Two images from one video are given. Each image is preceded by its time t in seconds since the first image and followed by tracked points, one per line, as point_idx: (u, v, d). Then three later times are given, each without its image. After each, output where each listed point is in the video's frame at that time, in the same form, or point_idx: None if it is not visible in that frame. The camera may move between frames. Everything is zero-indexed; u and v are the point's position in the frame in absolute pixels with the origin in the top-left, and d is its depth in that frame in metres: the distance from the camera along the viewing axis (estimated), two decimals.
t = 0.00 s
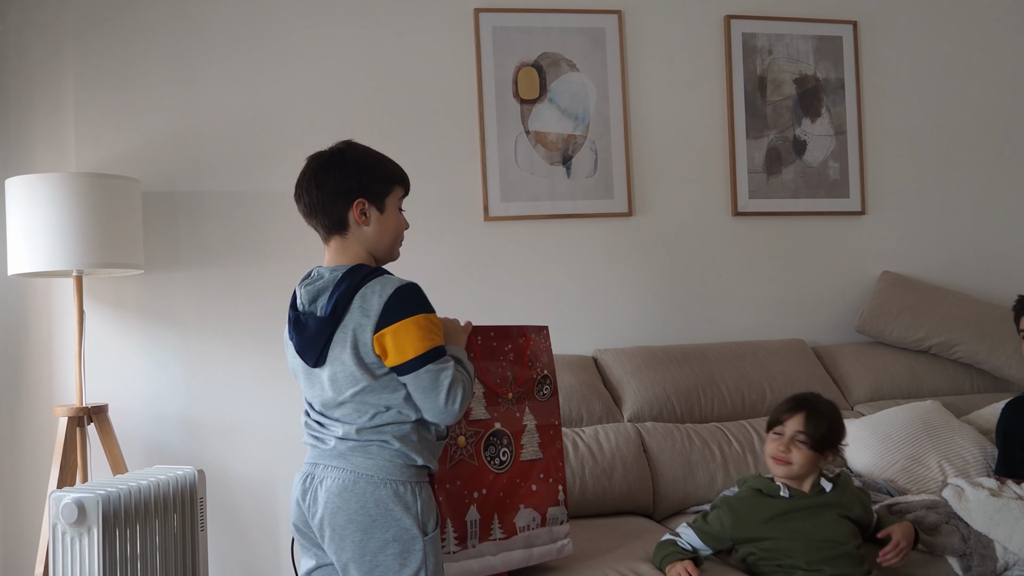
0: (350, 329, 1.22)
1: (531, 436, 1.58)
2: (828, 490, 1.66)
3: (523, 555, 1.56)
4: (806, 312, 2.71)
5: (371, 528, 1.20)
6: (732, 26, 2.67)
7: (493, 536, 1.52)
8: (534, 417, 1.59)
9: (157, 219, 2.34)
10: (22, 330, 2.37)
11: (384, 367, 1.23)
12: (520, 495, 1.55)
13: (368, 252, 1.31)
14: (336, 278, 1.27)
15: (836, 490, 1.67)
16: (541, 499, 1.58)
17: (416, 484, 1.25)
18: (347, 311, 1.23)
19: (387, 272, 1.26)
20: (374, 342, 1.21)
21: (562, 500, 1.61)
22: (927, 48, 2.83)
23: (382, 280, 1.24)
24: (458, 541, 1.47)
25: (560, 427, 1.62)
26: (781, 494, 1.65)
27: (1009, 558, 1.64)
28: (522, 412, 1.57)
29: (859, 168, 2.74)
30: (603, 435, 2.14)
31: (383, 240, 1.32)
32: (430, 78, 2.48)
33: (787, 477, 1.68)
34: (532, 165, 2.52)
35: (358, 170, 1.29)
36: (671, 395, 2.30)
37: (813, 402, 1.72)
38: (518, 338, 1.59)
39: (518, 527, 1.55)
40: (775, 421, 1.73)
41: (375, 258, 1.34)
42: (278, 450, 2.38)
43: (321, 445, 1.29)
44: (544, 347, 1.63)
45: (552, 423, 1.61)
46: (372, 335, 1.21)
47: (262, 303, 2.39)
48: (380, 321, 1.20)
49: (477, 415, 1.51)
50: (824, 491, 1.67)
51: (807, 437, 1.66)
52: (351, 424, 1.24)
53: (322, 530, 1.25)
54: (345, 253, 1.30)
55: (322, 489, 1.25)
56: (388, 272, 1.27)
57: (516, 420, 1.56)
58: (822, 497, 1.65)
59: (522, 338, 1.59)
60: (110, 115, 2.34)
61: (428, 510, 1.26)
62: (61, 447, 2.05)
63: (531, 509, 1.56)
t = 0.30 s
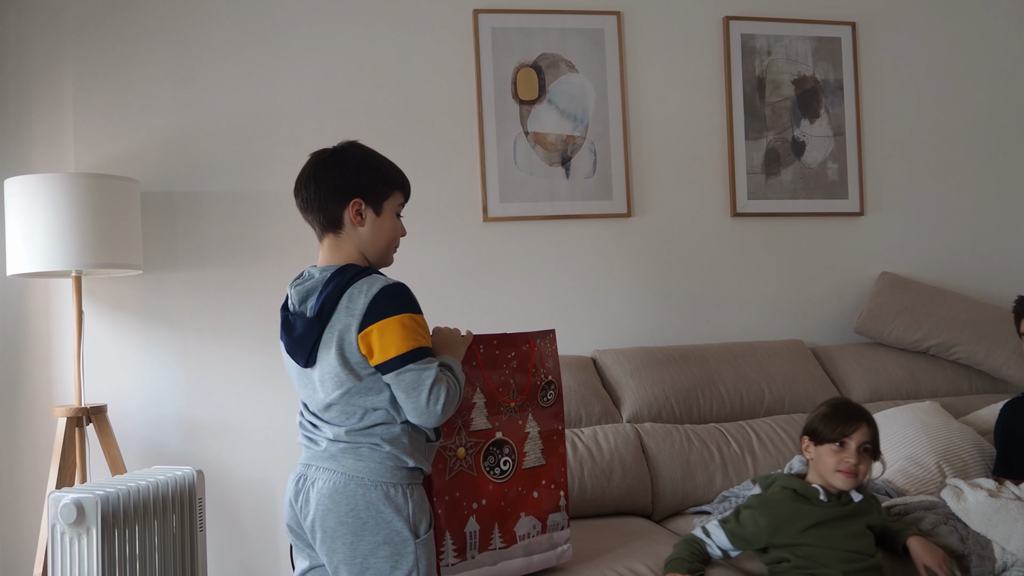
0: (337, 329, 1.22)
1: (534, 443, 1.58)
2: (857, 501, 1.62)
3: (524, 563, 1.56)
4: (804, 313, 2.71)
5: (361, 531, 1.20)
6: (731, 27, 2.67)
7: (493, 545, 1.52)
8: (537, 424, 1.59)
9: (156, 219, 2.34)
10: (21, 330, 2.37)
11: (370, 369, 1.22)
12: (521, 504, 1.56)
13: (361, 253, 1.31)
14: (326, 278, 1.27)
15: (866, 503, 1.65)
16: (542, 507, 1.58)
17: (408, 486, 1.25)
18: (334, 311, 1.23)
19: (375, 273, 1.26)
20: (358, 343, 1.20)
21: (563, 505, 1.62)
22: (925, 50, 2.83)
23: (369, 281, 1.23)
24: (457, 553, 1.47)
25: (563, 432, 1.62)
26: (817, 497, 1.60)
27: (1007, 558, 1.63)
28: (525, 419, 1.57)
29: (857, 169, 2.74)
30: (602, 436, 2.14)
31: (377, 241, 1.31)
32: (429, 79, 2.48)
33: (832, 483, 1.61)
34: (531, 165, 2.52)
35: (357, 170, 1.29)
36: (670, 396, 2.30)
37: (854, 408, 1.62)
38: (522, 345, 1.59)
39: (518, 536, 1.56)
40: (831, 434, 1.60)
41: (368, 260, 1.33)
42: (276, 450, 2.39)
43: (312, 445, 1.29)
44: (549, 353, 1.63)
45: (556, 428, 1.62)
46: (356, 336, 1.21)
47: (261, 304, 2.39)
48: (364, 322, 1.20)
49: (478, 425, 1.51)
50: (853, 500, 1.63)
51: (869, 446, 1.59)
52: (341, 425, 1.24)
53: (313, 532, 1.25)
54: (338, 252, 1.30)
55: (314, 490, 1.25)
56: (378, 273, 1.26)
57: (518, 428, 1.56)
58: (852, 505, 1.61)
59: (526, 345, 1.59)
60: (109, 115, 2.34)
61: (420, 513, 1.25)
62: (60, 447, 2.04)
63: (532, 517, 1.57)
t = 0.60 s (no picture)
0: (333, 331, 1.22)
1: (532, 445, 1.58)
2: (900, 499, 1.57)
3: (523, 565, 1.56)
4: (804, 314, 2.71)
5: (354, 533, 1.20)
6: (731, 28, 2.67)
7: (493, 548, 1.52)
8: (535, 425, 1.59)
9: (155, 220, 2.34)
10: (20, 331, 2.38)
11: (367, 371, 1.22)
12: (520, 505, 1.56)
13: (357, 254, 1.31)
14: (322, 278, 1.27)
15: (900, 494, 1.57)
16: (541, 508, 1.59)
17: (402, 489, 1.25)
18: (330, 312, 1.23)
19: (372, 274, 1.25)
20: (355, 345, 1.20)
21: (562, 506, 1.62)
22: (925, 51, 2.83)
23: (365, 282, 1.23)
24: (456, 556, 1.46)
25: (561, 432, 1.62)
26: (870, 488, 1.50)
27: (1005, 560, 1.63)
28: (523, 421, 1.57)
29: (856, 170, 2.74)
30: (601, 437, 2.14)
31: (374, 243, 1.31)
32: (429, 80, 2.48)
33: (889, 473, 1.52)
34: (531, 167, 2.52)
35: (356, 171, 1.29)
36: (669, 397, 2.30)
37: (899, 393, 1.52)
38: (518, 346, 1.58)
39: (518, 538, 1.56)
40: (894, 427, 1.49)
41: (365, 261, 1.33)
42: (274, 451, 2.39)
43: (308, 447, 1.29)
44: (546, 353, 1.63)
45: (554, 429, 1.62)
46: (352, 337, 1.21)
47: (260, 305, 2.39)
48: (361, 323, 1.20)
49: (476, 427, 1.51)
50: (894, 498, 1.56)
51: (925, 429, 1.51)
52: (336, 426, 1.24)
53: (308, 533, 1.25)
54: (335, 253, 1.31)
55: (308, 492, 1.25)
56: (374, 273, 1.26)
57: (516, 429, 1.56)
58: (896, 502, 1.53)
59: (522, 346, 1.59)
60: (109, 116, 2.35)
61: (415, 515, 1.25)
62: (59, 448, 2.05)
63: (531, 518, 1.57)
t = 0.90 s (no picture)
0: (328, 335, 1.22)
1: (530, 447, 1.58)
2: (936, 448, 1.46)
3: (522, 567, 1.56)
4: (803, 316, 2.71)
5: (352, 535, 1.20)
6: (731, 31, 2.67)
7: (491, 551, 1.52)
8: (533, 428, 1.59)
9: (155, 221, 2.34)
10: (20, 332, 2.38)
11: (362, 376, 1.22)
12: (519, 508, 1.56)
13: (356, 257, 1.31)
14: (320, 281, 1.27)
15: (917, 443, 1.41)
16: (540, 510, 1.59)
17: (400, 491, 1.24)
18: (326, 317, 1.23)
19: (369, 278, 1.25)
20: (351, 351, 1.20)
21: (561, 508, 1.62)
22: (924, 54, 2.83)
23: (362, 287, 1.23)
24: (455, 559, 1.46)
25: (558, 434, 1.62)
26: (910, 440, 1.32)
27: (1004, 565, 1.62)
28: (521, 423, 1.57)
29: (856, 172, 2.74)
30: (601, 439, 2.14)
31: (373, 245, 1.30)
32: (428, 82, 2.48)
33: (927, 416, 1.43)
34: (530, 169, 2.52)
35: (357, 173, 1.29)
36: (668, 399, 2.30)
37: (939, 330, 1.45)
38: (516, 348, 1.59)
39: (517, 540, 1.56)
40: (944, 362, 1.40)
41: (365, 264, 1.33)
42: (274, 453, 2.39)
43: (306, 449, 1.29)
44: (543, 355, 1.64)
45: (552, 431, 1.62)
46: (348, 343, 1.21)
47: (259, 307, 2.39)
48: (357, 329, 1.20)
49: (475, 430, 1.51)
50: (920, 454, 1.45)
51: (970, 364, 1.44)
52: (333, 430, 1.24)
53: (306, 535, 1.25)
54: (334, 255, 1.30)
55: (307, 494, 1.26)
56: (372, 278, 1.26)
57: (515, 432, 1.56)
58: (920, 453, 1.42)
59: (520, 348, 1.59)
60: (108, 117, 2.35)
61: (413, 518, 1.25)
62: (59, 449, 2.04)
63: (530, 521, 1.57)
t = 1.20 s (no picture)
0: (326, 340, 1.22)
1: (529, 449, 1.58)
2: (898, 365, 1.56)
3: (522, 569, 1.56)
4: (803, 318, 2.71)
5: (351, 537, 1.20)
6: (730, 33, 2.67)
7: (491, 553, 1.52)
8: (533, 430, 1.59)
9: (154, 223, 2.34)
10: (20, 334, 2.38)
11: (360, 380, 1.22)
12: (518, 510, 1.56)
13: (356, 260, 1.31)
14: (320, 285, 1.27)
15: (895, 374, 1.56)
16: (539, 512, 1.59)
17: (400, 493, 1.24)
18: (325, 321, 1.23)
19: (368, 282, 1.25)
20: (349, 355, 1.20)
21: (560, 510, 1.62)
22: (924, 56, 2.84)
23: (361, 292, 1.23)
24: (454, 561, 1.46)
25: (558, 436, 1.62)
26: (859, 356, 1.50)
27: (1005, 564, 1.63)
28: (520, 425, 1.57)
29: (855, 175, 2.75)
30: (600, 442, 2.14)
31: (373, 249, 1.30)
32: (427, 85, 2.48)
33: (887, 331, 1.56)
34: (529, 171, 2.52)
35: (357, 176, 1.29)
36: (668, 401, 2.30)
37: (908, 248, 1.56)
38: (516, 350, 1.58)
39: (516, 542, 1.56)
40: (915, 276, 1.53)
41: (365, 266, 1.33)
42: (273, 455, 2.38)
43: (306, 451, 1.30)
44: (542, 357, 1.63)
45: (551, 434, 1.62)
46: (347, 347, 1.20)
47: (259, 309, 2.39)
48: (355, 334, 1.19)
49: (474, 432, 1.51)
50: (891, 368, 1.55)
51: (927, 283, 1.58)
52: (332, 432, 1.24)
53: (306, 536, 1.26)
54: (334, 257, 1.30)
55: (307, 496, 1.26)
56: (370, 282, 1.26)
57: (514, 434, 1.56)
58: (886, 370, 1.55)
59: (519, 351, 1.59)
60: (108, 119, 2.35)
61: (412, 520, 1.25)
62: (58, 451, 2.04)
63: (529, 523, 1.57)
